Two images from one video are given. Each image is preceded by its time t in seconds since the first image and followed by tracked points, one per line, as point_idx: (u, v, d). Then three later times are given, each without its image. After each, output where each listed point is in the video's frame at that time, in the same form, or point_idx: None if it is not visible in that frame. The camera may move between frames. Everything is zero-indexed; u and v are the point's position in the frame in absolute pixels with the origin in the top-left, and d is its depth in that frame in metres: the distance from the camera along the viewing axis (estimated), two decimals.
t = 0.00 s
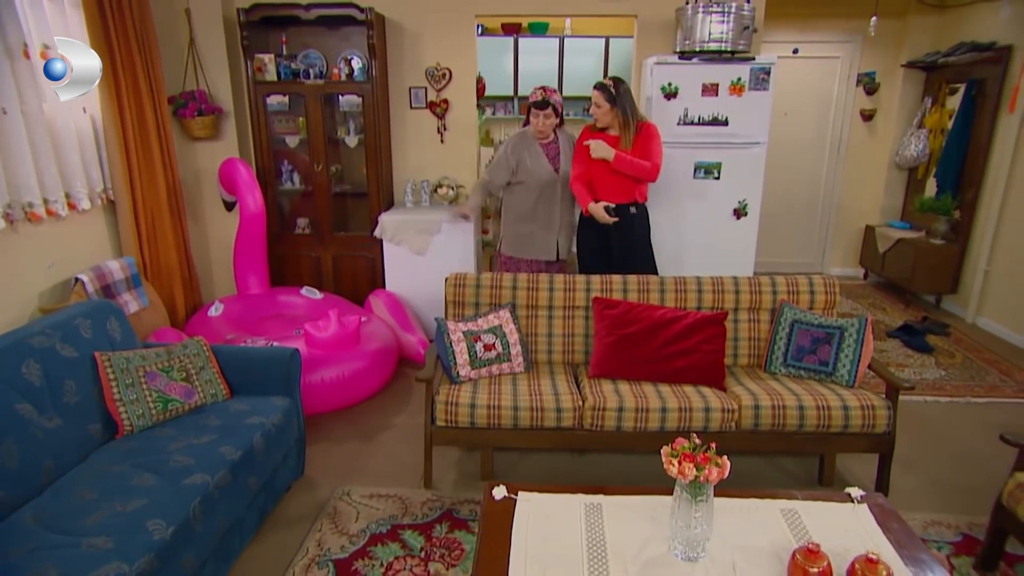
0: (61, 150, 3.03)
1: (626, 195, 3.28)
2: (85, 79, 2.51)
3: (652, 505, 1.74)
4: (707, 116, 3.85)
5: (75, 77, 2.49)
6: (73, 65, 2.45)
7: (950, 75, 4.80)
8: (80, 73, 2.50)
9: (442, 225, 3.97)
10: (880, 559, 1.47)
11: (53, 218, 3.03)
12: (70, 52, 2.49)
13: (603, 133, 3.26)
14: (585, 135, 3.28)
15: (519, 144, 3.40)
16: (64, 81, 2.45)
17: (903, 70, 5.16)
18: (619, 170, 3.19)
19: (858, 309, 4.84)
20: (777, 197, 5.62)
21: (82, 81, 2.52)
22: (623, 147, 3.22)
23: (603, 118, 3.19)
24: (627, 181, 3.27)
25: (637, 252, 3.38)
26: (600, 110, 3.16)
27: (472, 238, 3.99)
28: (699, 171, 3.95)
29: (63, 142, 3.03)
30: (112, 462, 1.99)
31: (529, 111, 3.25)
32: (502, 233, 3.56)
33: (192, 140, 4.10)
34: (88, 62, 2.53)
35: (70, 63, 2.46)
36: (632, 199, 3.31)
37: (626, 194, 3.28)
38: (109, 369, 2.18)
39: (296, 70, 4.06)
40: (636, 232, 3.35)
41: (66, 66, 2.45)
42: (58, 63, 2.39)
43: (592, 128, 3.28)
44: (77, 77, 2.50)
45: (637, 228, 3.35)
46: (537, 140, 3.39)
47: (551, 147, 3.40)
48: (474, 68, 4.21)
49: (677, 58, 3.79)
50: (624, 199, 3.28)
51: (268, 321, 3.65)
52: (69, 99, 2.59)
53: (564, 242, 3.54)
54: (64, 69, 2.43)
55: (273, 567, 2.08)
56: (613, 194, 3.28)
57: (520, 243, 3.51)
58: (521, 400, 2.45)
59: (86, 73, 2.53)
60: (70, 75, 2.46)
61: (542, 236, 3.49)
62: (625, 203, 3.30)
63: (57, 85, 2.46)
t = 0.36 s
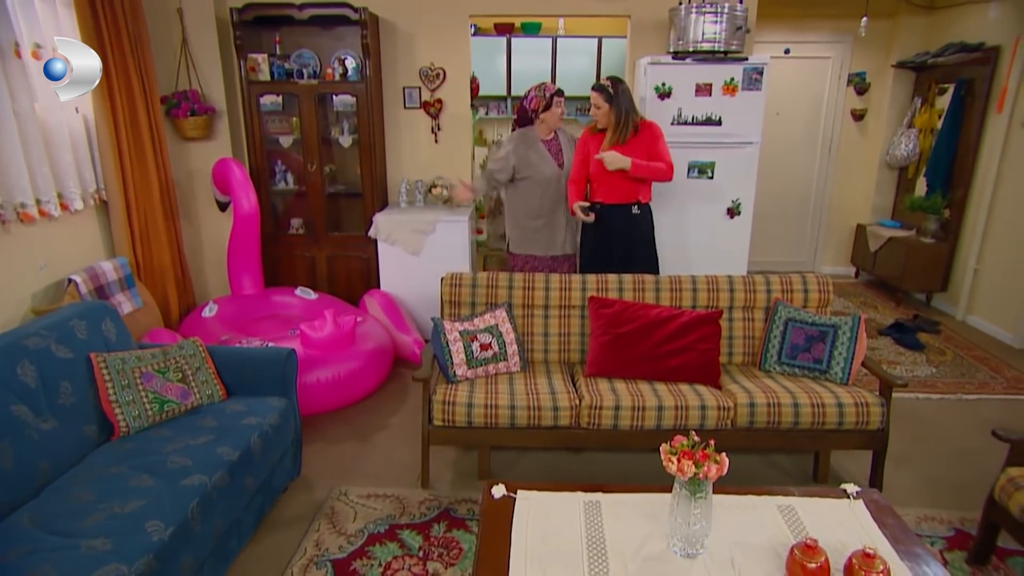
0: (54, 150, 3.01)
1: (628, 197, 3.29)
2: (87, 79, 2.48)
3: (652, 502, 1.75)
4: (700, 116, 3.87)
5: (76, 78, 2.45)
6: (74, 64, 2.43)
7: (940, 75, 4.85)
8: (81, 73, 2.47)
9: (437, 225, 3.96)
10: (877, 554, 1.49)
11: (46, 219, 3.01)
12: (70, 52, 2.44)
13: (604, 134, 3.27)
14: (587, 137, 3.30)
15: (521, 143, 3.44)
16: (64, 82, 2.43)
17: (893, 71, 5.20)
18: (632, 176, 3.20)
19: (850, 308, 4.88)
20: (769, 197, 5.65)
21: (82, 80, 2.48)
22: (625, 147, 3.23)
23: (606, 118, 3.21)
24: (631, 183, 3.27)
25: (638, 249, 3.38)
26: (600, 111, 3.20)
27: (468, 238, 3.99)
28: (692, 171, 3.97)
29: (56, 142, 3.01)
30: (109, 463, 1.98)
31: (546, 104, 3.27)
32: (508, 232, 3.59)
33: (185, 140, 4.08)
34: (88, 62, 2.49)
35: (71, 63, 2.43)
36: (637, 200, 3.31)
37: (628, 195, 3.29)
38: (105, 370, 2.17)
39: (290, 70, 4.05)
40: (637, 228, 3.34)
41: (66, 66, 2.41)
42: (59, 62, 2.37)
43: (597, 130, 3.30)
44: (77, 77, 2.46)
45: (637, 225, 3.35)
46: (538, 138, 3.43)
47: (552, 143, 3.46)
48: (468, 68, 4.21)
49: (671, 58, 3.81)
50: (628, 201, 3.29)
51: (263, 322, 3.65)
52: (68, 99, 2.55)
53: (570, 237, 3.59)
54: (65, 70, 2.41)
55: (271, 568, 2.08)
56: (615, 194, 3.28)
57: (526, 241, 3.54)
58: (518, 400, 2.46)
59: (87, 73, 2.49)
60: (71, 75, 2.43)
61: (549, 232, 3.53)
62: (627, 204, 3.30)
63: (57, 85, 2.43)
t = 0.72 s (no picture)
0: (49, 150, 2.99)
1: (604, 199, 3.32)
2: (88, 79, 2.47)
3: (651, 500, 1.76)
4: (696, 116, 3.89)
5: (77, 78, 2.44)
6: (75, 64, 2.41)
7: (932, 75, 4.88)
8: (82, 73, 2.46)
9: (433, 224, 3.97)
10: (874, 550, 1.50)
11: (41, 220, 3.00)
12: (70, 52, 2.44)
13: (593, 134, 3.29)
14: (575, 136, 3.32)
15: (532, 143, 3.37)
16: (64, 83, 2.41)
17: (886, 71, 5.22)
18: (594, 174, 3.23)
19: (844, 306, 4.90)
20: (764, 196, 5.68)
21: (82, 80, 2.47)
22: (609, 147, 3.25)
23: (590, 117, 3.22)
24: (607, 186, 3.30)
25: (629, 248, 3.42)
26: (584, 109, 3.19)
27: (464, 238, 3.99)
28: (688, 171, 3.99)
29: (51, 143, 2.99)
30: (107, 464, 1.97)
31: (565, 107, 3.25)
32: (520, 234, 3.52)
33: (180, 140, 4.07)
34: (88, 63, 2.48)
35: (71, 63, 2.41)
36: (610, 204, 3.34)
37: (604, 198, 3.33)
38: (102, 371, 2.16)
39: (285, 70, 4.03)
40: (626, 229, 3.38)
41: (66, 66, 2.39)
42: (59, 62, 2.35)
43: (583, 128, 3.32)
44: (77, 77, 2.44)
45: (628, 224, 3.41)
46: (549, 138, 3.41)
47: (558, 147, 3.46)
48: (463, 68, 4.21)
49: (667, 58, 3.83)
50: (604, 203, 3.32)
51: (259, 322, 3.64)
52: (68, 99, 2.54)
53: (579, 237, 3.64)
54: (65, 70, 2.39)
55: (270, 568, 2.07)
56: (591, 194, 3.33)
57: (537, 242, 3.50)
58: (516, 399, 2.46)
59: (88, 73, 2.48)
60: (71, 75, 2.42)
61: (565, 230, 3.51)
62: (603, 207, 3.34)
63: (57, 86, 2.42)
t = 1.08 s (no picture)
0: (47, 151, 2.99)
1: (557, 198, 3.37)
2: (88, 79, 2.46)
3: (651, 499, 1.76)
4: (694, 116, 3.90)
5: (77, 78, 2.44)
6: (75, 64, 2.41)
7: (929, 75, 4.89)
8: (82, 73, 2.45)
9: (432, 225, 3.97)
10: (874, 548, 1.51)
11: (39, 220, 2.99)
12: (71, 52, 2.43)
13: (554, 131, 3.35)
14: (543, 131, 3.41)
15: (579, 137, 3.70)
16: (64, 82, 2.41)
17: (882, 71, 5.24)
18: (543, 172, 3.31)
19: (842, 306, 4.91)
20: (761, 196, 5.70)
21: (83, 80, 2.47)
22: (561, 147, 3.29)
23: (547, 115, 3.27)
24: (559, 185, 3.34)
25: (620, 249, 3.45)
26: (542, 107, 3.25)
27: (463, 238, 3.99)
28: (686, 170, 4.00)
29: (49, 143, 2.99)
30: (107, 465, 1.97)
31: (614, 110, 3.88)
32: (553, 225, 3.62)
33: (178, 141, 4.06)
34: (88, 62, 2.47)
35: (71, 63, 2.41)
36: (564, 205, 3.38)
37: (557, 196, 3.38)
38: (102, 371, 2.16)
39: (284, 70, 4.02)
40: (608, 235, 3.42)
41: (66, 66, 2.39)
42: (59, 62, 2.35)
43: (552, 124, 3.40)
44: (76, 77, 2.44)
45: (610, 228, 3.47)
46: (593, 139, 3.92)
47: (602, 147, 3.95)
48: (462, 68, 4.22)
49: (665, 58, 3.83)
50: (556, 202, 3.38)
51: (258, 322, 3.64)
52: (67, 99, 2.53)
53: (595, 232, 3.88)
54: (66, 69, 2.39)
55: (271, 569, 2.07)
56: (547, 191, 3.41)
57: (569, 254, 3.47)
58: (516, 398, 2.47)
59: (88, 72, 2.47)
60: (71, 74, 2.41)
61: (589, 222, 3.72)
62: (554, 206, 3.40)
63: (57, 86, 2.42)
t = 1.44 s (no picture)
0: (49, 150, 2.99)
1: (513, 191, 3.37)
2: (88, 78, 2.47)
3: (654, 498, 1.77)
4: (696, 115, 3.90)
5: (77, 78, 2.44)
6: (75, 63, 2.41)
7: (930, 75, 4.89)
8: (81, 72, 2.45)
9: (434, 224, 3.97)
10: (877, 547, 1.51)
11: (42, 220, 2.99)
12: (70, 51, 2.44)
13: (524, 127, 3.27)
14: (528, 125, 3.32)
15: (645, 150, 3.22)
16: (62, 81, 2.40)
17: (883, 71, 5.24)
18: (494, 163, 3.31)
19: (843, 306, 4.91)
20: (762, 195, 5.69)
21: (82, 79, 2.47)
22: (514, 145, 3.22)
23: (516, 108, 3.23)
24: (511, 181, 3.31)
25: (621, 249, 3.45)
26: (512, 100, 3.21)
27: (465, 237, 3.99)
28: (688, 170, 4.00)
29: (51, 142, 2.99)
30: (110, 464, 1.98)
31: (677, 120, 3.32)
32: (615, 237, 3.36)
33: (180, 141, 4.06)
34: (89, 62, 2.48)
35: (71, 63, 2.41)
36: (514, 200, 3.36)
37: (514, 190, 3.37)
38: (105, 371, 2.16)
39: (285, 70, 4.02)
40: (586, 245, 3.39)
41: (67, 66, 2.40)
42: (59, 62, 2.34)
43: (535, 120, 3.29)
44: (77, 77, 2.44)
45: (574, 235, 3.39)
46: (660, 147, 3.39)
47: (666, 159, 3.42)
48: (463, 68, 4.22)
49: (666, 58, 3.83)
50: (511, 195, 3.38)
51: (259, 322, 3.64)
52: (68, 99, 2.54)
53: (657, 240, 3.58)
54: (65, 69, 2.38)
55: (273, 568, 2.08)
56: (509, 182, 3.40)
57: (609, 242, 3.40)
58: (518, 398, 2.47)
59: (88, 72, 2.48)
60: (71, 74, 2.41)
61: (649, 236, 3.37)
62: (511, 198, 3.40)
63: (56, 85, 2.41)
